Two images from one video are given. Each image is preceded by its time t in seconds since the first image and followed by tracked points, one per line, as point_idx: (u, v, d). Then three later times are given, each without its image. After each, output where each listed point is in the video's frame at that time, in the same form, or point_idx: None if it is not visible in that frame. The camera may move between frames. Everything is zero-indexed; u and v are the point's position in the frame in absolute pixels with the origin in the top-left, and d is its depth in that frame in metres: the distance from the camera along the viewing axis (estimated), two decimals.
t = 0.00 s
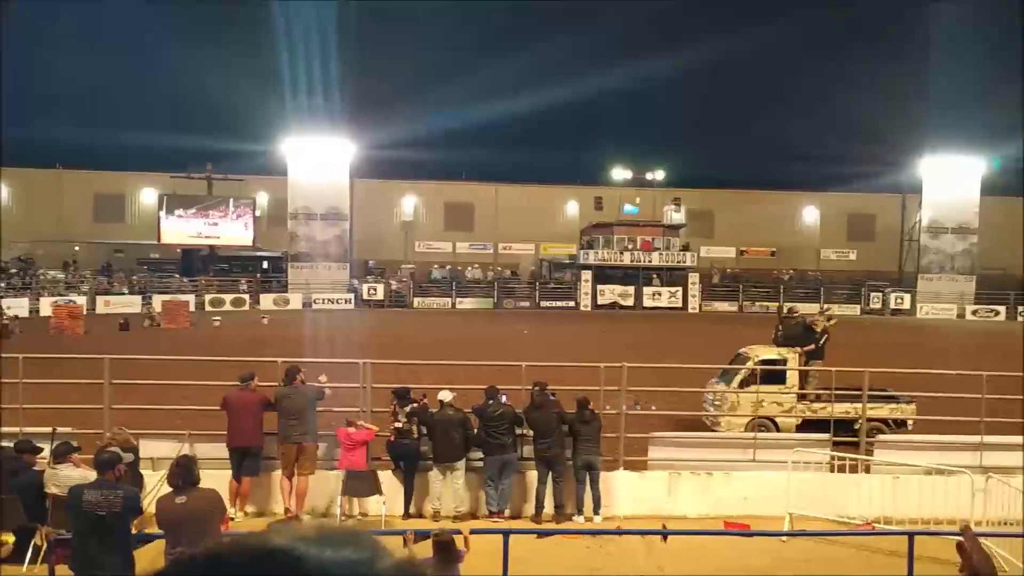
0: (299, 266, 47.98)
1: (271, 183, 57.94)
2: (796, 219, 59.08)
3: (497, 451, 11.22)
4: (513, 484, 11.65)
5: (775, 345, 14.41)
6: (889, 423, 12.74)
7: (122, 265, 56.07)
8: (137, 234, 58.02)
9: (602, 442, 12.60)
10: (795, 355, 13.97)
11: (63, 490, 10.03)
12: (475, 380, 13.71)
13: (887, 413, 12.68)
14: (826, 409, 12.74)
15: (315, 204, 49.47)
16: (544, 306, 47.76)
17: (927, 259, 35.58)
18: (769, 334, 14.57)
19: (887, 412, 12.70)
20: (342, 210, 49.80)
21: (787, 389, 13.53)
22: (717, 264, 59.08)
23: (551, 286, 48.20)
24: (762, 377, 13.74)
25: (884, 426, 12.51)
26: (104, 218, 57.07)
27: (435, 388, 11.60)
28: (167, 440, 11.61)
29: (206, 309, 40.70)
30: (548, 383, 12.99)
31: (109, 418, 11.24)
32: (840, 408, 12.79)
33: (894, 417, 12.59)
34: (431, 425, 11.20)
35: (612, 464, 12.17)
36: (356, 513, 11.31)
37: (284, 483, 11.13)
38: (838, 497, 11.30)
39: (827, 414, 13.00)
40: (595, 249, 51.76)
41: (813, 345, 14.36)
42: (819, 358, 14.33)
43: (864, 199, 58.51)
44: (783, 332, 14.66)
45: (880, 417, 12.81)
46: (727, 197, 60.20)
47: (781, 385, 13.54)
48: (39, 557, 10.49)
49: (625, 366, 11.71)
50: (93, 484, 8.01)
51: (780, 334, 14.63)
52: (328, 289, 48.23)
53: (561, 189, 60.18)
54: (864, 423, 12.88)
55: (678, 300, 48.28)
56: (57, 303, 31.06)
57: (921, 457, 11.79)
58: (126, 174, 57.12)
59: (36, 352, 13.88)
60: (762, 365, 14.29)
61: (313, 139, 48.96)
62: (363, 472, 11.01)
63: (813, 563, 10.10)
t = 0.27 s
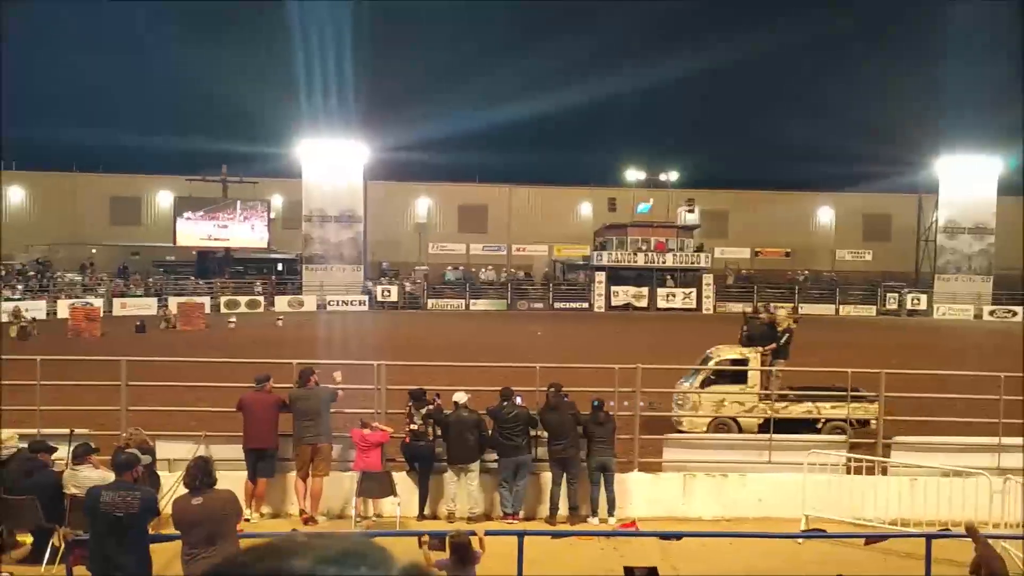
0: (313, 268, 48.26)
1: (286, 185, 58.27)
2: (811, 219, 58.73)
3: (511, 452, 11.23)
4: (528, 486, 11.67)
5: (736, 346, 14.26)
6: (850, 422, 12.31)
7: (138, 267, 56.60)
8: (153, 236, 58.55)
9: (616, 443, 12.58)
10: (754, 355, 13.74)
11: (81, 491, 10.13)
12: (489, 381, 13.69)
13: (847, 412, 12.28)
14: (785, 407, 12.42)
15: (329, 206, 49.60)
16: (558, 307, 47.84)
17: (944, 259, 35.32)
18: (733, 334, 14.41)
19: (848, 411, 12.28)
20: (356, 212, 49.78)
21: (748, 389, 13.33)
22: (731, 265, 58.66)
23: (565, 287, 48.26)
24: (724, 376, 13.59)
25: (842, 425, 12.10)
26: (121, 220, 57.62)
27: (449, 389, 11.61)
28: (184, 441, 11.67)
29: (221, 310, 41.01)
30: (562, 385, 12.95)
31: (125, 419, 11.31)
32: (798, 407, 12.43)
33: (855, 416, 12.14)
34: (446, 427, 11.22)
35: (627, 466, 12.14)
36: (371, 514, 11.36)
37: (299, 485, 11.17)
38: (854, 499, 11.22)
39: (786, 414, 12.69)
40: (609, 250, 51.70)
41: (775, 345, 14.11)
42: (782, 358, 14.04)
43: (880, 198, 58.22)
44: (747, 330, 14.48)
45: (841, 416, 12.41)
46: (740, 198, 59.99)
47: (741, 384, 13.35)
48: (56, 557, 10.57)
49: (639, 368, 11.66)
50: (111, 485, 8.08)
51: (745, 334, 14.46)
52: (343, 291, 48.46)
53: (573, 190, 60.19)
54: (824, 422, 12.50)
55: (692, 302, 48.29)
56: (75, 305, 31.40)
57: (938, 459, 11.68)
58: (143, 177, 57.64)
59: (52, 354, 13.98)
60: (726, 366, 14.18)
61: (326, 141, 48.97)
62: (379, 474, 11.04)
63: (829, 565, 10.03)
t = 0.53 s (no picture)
0: (327, 270, 48.50)
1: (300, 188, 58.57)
2: (826, 219, 58.49)
3: (526, 454, 11.25)
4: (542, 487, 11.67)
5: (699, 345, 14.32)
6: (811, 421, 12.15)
7: (153, 270, 57.04)
8: (168, 239, 59.05)
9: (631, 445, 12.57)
10: (715, 354, 13.74)
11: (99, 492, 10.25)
12: (503, 382, 13.69)
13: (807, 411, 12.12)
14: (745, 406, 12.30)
15: (343, 208, 49.76)
16: (571, 308, 47.89)
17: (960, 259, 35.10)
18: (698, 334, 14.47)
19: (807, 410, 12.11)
20: (369, 214, 49.92)
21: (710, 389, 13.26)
22: (745, 266, 57.62)
23: (578, 289, 48.32)
24: (687, 376, 13.54)
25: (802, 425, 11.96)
26: (137, 223, 58.13)
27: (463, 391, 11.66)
28: (200, 443, 11.74)
29: (235, 312, 41.26)
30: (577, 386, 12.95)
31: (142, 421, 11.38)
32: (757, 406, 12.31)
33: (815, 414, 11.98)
34: (460, 428, 11.24)
35: (641, 467, 12.13)
36: (386, 516, 11.39)
37: (314, 486, 11.21)
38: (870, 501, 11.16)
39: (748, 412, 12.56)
40: (622, 251, 51.65)
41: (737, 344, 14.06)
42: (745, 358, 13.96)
43: (895, 198, 57.91)
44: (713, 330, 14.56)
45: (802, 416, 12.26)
46: (754, 198, 59.76)
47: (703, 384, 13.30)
48: (75, 558, 10.65)
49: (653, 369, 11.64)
50: (128, 487, 8.14)
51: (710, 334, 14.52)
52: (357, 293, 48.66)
53: (585, 191, 60.20)
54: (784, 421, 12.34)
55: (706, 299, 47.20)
56: (92, 308, 31.71)
57: (956, 460, 11.60)
58: (158, 181, 58.10)
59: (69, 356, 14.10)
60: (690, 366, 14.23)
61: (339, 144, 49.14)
62: (394, 476, 11.07)
63: (846, 566, 9.98)
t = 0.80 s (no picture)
0: (341, 273, 48.73)
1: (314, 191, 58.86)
2: (843, 218, 58.46)
3: (541, 456, 11.27)
4: (557, 489, 11.67)
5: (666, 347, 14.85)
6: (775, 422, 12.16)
7: (170, 273, 57.74)
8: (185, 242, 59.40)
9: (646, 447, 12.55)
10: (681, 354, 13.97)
11: (118, 495, 10.34)
12: (517, 383, 13.69)
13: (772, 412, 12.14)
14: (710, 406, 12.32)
15: (357, 211, 49.93)
16: (586, 310, 47.91)
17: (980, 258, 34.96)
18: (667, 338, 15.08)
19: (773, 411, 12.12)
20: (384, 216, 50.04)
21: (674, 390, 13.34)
22: (761, 266, 57.76)
23: (593, 290, 48.32)
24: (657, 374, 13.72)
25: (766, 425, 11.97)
26: (153, 227, 58.52)
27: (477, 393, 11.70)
28: (216, 445, 11.80)
29: (251, 315, 41.52)
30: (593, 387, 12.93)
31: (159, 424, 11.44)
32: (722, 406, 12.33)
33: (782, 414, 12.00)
34: (475, 430, 11.26)
35: (657, 469, 12.11)
36: (402, 518, 11.42)
37: (330, 489, 11.23)
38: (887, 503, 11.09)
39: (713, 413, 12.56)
40: (636, 252, 51.60)
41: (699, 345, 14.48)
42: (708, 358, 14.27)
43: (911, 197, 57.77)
44: (682, 334, 15.20)
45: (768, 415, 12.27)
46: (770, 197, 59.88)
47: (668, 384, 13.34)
48: (94, 560, 10.72)
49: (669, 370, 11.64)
50: (147, 490, 8.19)
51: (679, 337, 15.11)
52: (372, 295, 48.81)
53: (598, 192, 60.20)
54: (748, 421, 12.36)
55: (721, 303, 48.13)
56: (111, 311, 32.01)
57: (974, 461, 11.52)
58: (174, 184, 58.52)
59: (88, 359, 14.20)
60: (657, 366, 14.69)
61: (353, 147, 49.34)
62: (410, 478, 11.09)
63: (864, 568, 9.92)
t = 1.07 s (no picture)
0: (357, 276, 49.03)
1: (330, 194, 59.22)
2: (859, 219, 58.39)
3: (557, 458, 11.29)
4: (573, 492, 11.68)
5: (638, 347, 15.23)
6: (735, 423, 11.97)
7: (187, 276, 58.12)
8: (202, 245, 59.78)
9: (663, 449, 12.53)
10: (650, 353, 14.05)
11: (137, 497, 10.42)
12: (532, 385, 13.69)
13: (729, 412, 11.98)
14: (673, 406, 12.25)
15: (373, 214, 50.16)
16: (601, 312, 47.91)
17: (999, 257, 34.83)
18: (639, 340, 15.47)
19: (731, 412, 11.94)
20: (399, 220, 50.18)
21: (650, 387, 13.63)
22: (777, 267, 58.99)
23: (608, 291, 48.27)
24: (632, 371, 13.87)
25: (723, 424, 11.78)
26: (170, 230, 58.94)
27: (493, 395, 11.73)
28: (234, 447, 11.85)
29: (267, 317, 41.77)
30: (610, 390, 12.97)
31: (178, 426, 11.51)
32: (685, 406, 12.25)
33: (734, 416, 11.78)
34: (491, 433, 11.29)
35: (674, 471, 12.10)
36: (418, 520, 11.45)
37: (347, 491, 11.27)
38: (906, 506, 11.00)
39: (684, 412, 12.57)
40: (651, 254, 51.60)
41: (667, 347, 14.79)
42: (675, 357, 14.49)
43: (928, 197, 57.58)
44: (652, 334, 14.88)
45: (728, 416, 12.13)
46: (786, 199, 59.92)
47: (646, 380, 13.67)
48: (113, 562, 10.79)
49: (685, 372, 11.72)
50: (165, 492, 8.25)
51: (650, 340, 15.50)
52: (387, 297, 48.95)
53: (612, 194, 60.20)
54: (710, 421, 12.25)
55: (736, 306, 48.87)
56: (130, 314, 32.32)
57: (994, 463, 11.44)
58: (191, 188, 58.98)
59: (107, 362, 14.31)
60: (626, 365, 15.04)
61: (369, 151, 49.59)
62: (426, 480, 11.12)
63: (884, 571, 9.86)
